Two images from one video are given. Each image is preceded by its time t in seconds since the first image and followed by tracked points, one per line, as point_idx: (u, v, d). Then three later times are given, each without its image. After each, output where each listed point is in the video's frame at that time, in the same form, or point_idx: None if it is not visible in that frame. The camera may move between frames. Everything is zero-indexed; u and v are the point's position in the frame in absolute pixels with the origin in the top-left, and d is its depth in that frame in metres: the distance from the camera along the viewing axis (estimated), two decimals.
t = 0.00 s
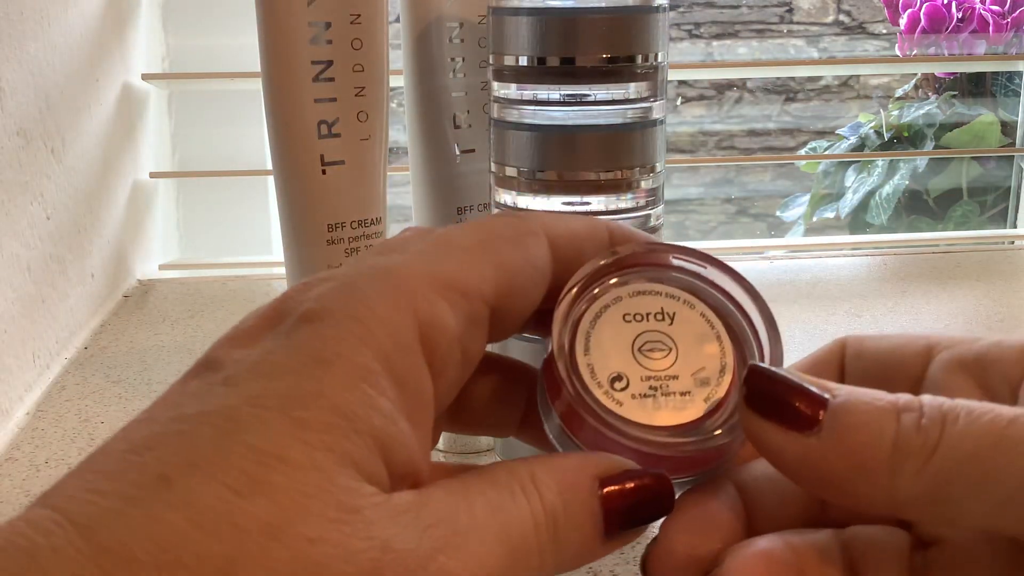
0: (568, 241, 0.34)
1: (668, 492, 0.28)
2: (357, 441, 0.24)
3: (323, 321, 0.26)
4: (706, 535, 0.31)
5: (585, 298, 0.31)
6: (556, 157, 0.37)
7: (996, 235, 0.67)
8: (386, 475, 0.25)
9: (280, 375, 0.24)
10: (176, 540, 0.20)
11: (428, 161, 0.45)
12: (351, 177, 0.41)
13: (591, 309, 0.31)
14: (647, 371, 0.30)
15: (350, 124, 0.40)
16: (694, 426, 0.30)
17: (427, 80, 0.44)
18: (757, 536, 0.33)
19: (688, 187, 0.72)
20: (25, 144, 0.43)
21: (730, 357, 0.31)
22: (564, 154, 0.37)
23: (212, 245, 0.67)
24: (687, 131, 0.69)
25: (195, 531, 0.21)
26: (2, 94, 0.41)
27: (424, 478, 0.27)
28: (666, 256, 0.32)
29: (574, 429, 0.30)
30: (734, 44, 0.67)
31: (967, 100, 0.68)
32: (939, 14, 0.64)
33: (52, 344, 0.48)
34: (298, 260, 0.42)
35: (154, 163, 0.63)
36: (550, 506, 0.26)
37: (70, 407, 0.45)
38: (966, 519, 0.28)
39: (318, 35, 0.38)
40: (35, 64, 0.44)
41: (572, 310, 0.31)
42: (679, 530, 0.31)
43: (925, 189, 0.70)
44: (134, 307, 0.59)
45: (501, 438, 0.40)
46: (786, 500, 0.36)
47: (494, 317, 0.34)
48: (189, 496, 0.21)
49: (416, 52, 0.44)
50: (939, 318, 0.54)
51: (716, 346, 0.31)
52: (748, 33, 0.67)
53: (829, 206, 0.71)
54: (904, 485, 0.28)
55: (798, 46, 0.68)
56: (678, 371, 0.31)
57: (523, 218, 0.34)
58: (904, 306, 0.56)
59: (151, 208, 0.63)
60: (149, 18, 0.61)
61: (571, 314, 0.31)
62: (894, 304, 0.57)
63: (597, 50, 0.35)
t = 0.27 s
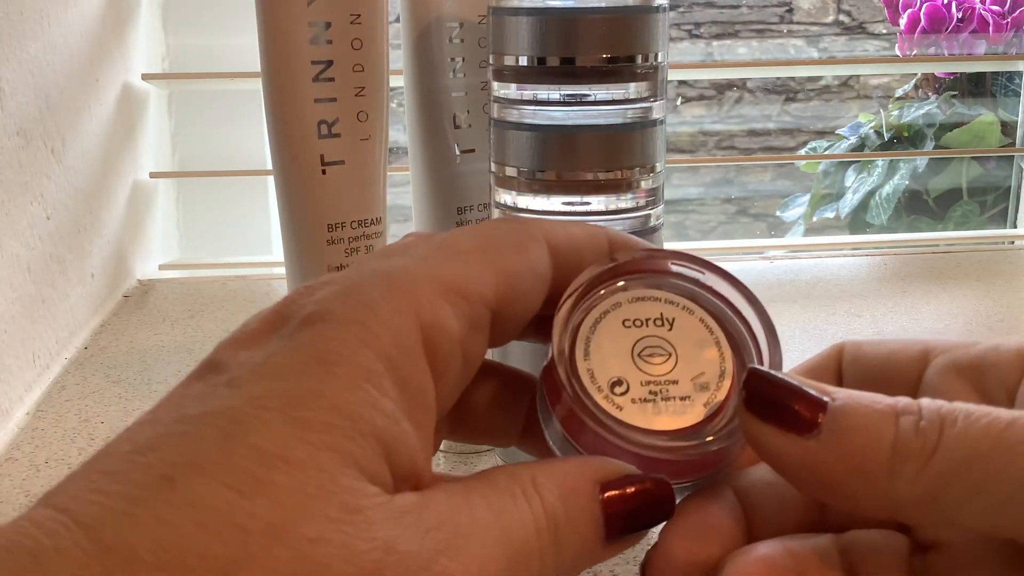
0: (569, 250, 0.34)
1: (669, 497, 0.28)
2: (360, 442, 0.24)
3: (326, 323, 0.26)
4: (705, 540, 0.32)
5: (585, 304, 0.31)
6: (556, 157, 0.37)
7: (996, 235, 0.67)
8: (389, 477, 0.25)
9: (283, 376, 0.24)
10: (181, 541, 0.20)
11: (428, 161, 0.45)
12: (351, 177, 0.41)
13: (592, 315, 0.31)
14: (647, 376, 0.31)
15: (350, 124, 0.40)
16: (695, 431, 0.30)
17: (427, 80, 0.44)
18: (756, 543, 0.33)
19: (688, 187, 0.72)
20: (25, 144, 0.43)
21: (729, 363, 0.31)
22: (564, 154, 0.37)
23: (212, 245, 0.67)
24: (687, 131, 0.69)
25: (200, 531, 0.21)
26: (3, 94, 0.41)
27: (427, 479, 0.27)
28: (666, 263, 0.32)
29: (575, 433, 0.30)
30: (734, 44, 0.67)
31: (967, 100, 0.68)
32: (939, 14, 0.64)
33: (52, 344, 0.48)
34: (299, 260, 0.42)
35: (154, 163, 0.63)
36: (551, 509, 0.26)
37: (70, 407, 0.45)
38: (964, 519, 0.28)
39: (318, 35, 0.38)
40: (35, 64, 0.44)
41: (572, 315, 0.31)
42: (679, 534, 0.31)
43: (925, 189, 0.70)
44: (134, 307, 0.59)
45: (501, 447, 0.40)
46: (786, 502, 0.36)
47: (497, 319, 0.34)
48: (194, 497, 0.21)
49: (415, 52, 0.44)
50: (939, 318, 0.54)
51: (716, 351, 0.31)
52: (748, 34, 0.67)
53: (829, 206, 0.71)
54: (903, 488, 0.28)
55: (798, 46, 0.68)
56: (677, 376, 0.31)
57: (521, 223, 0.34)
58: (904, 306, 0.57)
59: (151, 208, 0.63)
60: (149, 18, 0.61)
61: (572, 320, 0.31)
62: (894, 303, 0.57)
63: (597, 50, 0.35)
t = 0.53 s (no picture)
0: (567, 253, 0.34)
1: (669, 499, 0.28)
2: (360, 442, 0.24)
3: (326, 323, 0.26)
4: (705, 542, 0.31)
5: (585, 307, 0.31)
6: (556, 157, 0.37)
7: (996, 235, 0.67)
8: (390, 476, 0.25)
9: (283, 376, 0.24)
10: (182, 541, 0.20)
11: (428, 161, 0.45)
12: (351, 177, 0.41)
13: (591, 317, 0.31)
14: (647, 378, 0.31)
15: (350, 124, 0.40)
16: (695, 433, 0.30)
17: (427, 80, 0.44)
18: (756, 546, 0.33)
19: (688, 187, 0.71)
20: (25, 144, 0.43)
21: (729, 365, 0.31)
22: (564, 154, 0.37)
23: (212, 245, 0.67)
24: (687, 131, 0.69)
25: (201, 531, 0.21)
26: (3, 94, 0.41)
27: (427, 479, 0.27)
28: (665, 265, 0.32)
29: (575, 435, 0.29)
30: (734, 43, 0.67)
31: (967, 100, 0.68)
32: (939, 14, 0.64)
33: (52, 344, 0.48)
34: (299, 261, 0.42)
35: (154, 163, 0.63)
36: (551, 510, 0.26)
37: (71, 407, 0.45)
38: (962, 521, 0.28)
39: (318, 35, 0.38)
40: (35, 64, 0.44)
41: (571, 317, 0.31)
42: (679, 538, 0.31)
43: (925, 189, 0.70)
44: (134, 307, 0.59)
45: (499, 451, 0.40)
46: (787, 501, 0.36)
47: (496, 320, 0.34)
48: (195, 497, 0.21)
49: (415, 51, 0.44)
50: (939, 318, 0.54)
51: (715, 353, 0.31)
52: (748, 33, 0.67)
53: (829, 206, 0.71)
54: (903, 490, 0.28)
55: (798, 46, 0.68)
56: (676, 379, 0.31)
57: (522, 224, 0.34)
58: (904, 306, 0.57)
59: (151, 208, 0.63)
60: (149, 18, 0.61)
61: (572, 322, 0.31)
62: (893, 303, 0.57)
63: (597, 50, 0.35)
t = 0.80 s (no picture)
0: (558, 254, 0.35)
1: (662, 503, 0.28)
2: (358, 441, 0.24)
3: (323, 322, 0.26)
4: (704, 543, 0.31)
5: (577, 312, 0.31)
6: (556, 157, 0.37)
7: (996, 235, 0.67)
8: (386, 475, 0.25)
9: (281, 376, 0.24)
10: (179, 540, 0.20)
11: (428, 161, 0.45)
12: (351, 177, 0.41)
13: (584, 322, 0.31)
14: (640, 381, 0.31)
15: (351, 124, 0.40)
16: (688, 435, 0.30)
17: (427, 80, 0.44)
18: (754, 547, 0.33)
19: (688, 187, 0.71)
20: (25, 144, 0.43)
21: (723, 365, 0.31)
22: (564, 154, 0.37)
23: (212, 245, 0.67)
24: (687, 131, 0.69)
25: (199, 529, 0.21)
26: (3, 94, 0.41)
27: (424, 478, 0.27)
28: (658, 268, 0.32)
29: (570, 442, 0.30)
30: (734, 43, 0.67)
31: (967, 100, 0.68)
32: (939, 14, 0.64)
33: (52, 344, 0.48)
34: (298, 261, 0.42)
35: (155, 163, 0.63)
36: (546, 511, 0.26)
37: (70, 407, 0.45)
38: (955, 524, 0.28)
39: (318, 35, 0.38)
40: (35, 64, 0.44)
41: (564, 323, 0.31)
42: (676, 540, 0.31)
43: (925, 189, 0.70)
44: (134, 307, 0.59)
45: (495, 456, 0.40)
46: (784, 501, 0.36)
47: (492, 320, 0.34)
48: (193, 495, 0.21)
49: (416, 52, 0.44)
50: (939, 318, 0.54)
51: (709, 354, 0.31)
52: (747, 34, 0.67)
53: (829, 206, 0.71)
54: (894, 491, 0.28)
55: (798, 46, 0.68)
56: (670, 381, 0.31)
57: (519, 225, 0.34)
58: (903, 306, 0.57)
59: (151, 208, 0.63)
60: (149, 18, 0.61)
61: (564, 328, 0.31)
62: (893, 303, 0.57)
63: (597, 50, 0.35)
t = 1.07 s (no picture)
0: (558, 254, 0.35)
1: (661, 499, 0.28)
2: (356, 438, 0.24)
3: (322, 320, 0.26)
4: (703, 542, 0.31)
5: (575, 309, 0.31)
6: (556, 157, 0.37)
7: (996, 235, 0.67)
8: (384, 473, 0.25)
9: (280, 374, 0.24)
10: (177, 537, 0.20)
11: (428, 161, 0.45)
12: (351, 177, 0.41)
13: (582, 319, 0.31)
14: (639, 378, 0.31)
15: (351, 124, 0.40)
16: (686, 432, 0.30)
17: (427, 80, 0.44)
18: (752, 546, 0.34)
19: (689, 187, 0.71)
20: (25, 144, 0.43)
21: (721, 362, 0.31)
22: (564, 154, 0.37)
23: (212, 245, 0.67)
24: (687, 131, 0.69)
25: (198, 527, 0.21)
26: (2, 94, 0.41)
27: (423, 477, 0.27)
28: (657, 265, 0.32)
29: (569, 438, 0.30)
30: (734, 43, 0.67)
31: (967, 100, 0.68)
32: (939, 14, 0.64)
33: (52, 344, 0.48)
34: (298, 261, 0.42)
35: (155, 163, 0.63)
36: (544, 510, 0.26)
37: (70, 407, 0.45)
38: (954, 524, 0.28)
39: (318, 35, 0.38)
40: (34, 64, 0.44)
41: (563, 319, 0.31)
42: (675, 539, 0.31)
43: (925, 189, 0.70)
44: (134, 308, 0.59)
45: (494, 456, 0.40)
46: (783, 499, 0.36)
47: (491, 319, 0.34)
48: (192, 493, 0.21)
49: (416, 52, 0.44)
50: (939, 318, 0.54)
51: (707, 352, 0.31)
52: (747, 33, 0.67)
53: (828, 206, 0.71)
54: (892, 490, 0.28)
55: (798, 46, 0.68)
56: (669, 378, 0.31)
57: (514, 225, 0.34)
58: (904, 306, 0.57)
59: (151, 208, 0.63)
60: (149, 19, 0.61)
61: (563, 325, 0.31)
62: (893, 303, 0.57)
63: (597, 50, 0.35)
